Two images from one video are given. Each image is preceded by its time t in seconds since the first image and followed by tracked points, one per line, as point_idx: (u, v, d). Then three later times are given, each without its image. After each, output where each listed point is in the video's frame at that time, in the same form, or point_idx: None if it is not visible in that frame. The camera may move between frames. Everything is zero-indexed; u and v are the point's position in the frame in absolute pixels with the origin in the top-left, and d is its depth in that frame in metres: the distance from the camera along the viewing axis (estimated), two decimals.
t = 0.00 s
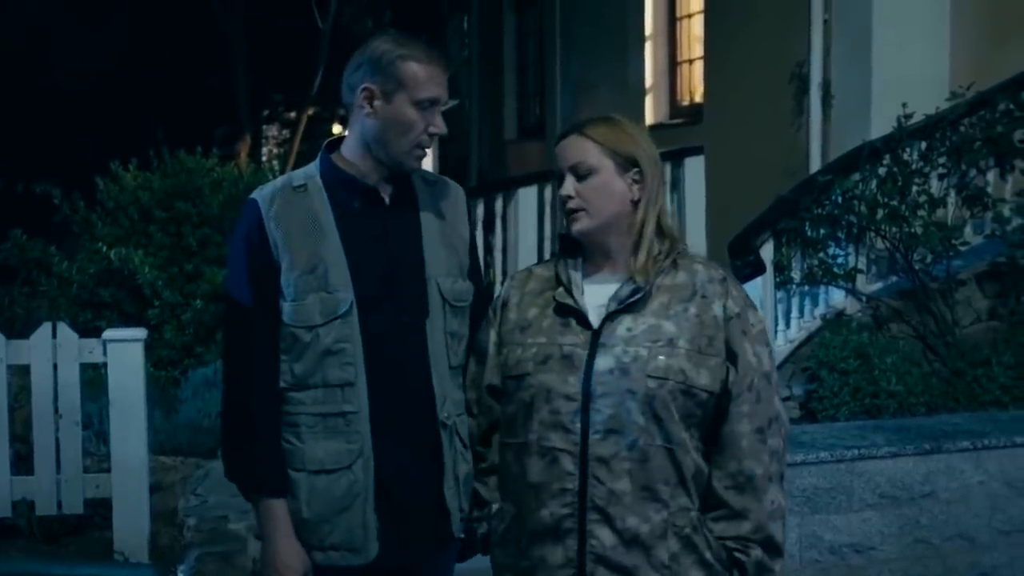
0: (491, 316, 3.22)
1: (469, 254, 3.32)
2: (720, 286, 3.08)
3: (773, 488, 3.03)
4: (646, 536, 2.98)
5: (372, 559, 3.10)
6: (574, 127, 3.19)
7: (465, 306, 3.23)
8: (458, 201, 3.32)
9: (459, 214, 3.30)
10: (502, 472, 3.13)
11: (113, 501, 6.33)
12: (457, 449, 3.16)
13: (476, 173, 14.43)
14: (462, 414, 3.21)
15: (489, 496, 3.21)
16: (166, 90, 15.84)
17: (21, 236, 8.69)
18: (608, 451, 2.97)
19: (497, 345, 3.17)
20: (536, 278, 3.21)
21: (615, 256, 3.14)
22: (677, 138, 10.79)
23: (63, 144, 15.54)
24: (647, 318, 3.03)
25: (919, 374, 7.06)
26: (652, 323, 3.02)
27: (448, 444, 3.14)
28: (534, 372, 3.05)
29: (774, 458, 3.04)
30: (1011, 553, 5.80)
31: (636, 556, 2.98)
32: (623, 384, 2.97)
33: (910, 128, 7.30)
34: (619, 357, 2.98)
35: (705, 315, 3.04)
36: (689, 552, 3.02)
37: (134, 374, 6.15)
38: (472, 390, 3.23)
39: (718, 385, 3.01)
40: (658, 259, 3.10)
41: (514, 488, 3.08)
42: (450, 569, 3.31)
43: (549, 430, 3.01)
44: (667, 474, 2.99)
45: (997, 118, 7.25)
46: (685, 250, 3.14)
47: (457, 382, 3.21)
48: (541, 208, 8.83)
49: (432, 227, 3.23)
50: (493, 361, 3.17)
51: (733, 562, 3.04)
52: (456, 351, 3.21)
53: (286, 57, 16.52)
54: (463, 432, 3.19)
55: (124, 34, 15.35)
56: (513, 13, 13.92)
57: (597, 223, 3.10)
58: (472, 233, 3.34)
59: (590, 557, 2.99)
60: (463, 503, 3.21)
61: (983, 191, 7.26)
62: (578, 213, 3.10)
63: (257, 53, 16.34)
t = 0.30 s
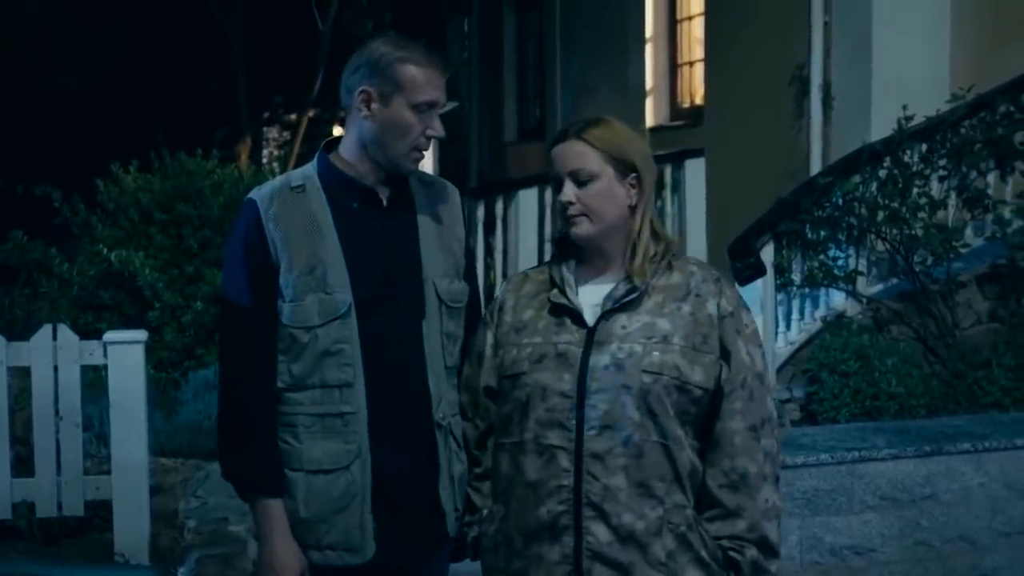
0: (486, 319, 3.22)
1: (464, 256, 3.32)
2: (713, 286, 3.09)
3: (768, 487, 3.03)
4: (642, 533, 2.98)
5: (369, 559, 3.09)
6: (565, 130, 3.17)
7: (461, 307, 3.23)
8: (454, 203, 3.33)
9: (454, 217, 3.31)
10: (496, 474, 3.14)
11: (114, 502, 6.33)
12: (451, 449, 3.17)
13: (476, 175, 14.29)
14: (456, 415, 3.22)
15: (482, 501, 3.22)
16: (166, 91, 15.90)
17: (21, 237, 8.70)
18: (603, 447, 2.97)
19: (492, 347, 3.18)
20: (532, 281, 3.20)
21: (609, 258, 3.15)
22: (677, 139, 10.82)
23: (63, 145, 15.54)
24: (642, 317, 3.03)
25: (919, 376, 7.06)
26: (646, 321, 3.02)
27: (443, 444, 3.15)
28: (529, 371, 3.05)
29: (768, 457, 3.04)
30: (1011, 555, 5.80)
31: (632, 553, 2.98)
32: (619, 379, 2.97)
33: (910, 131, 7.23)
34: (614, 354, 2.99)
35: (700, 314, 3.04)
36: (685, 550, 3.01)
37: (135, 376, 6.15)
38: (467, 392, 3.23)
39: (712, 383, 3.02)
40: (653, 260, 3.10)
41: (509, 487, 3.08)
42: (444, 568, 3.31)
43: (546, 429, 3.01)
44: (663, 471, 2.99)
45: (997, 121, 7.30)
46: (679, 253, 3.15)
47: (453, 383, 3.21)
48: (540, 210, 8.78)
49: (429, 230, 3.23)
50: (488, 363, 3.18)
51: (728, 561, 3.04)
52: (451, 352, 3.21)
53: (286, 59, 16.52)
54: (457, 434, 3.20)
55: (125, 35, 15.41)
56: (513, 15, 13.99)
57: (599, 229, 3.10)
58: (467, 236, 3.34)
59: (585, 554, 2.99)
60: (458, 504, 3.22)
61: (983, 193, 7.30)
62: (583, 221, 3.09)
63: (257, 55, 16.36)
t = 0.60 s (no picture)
0: (479, 322, 3.22)
1: (466, 255, 3.33)
2: (708, 287, 3.10)
3: (763, 487, 3.04)
4: (640, 536, 2.98)
5: (366, 558, 3.08)
6: (565, 128, 3.20)
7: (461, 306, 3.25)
8: (454, 203, 3.33)
9: (454, 216, 3.31)
10: (491, 478, 3.13)
11: (114, 503, 6.33)
12: (447, 449, 3.17)
13: (477, 176, 14.45)
14: (454, 416, 3.21)
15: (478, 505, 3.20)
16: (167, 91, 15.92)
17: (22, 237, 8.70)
18: (602, 451, 2.97)
19: (485, 351, 3.17)
20: (523, 283, 3.21)
21: (600, 260, 3.16)
22: (677, 141, 10.82)
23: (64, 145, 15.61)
24: (637, 320, 3.03)
25: (919, 377, 7.06)
26: (642, 324, 3.02)
27: (438, 444, 3.14)
28: (525, 376, 3.04)
29: (762, 458, 3.04)
30: (1011, 555, 5.80)
31: (632, 556, 2.98)
32: (616, 383, 2.98)
33: (910, 132, 7.21)
34: (611, 358, 2.99)
35: (694, 316, 3.05)
36: (684, 552, 3.01)
37: (135, 375, 6.15)
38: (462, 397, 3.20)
39: (707, 384, 3.03)
40: (645, 262, 3.11)
41: (506, 491, 3.08)
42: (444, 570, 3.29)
43: (543, 434, 3.00)
44: (660, 473, 2.99)
45: (998, 121, 7.34)
46: (672, 255, 3.15)
47: (450, 382, 3.21)
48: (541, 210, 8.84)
49: (428, 230, 3.23)
50: (482, 368, 3.16)
51: (726, 562, 3.04)
52: (450, 352, 3.21)
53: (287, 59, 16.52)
54: (455, 434, 3.19)
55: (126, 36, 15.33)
56: (513, 15, 13.99)
57: (584, 223, 3.10)
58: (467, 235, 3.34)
59: (585, 558, 2.99)
60: (455, 504, 3.20)
61: (984, 194, 7.30)
62: (567, 211, 3.10)
63: (258, 56, 16.37)
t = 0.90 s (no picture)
0: (480, 323, 3.22)
1: (469, 255, 3.32)
2: (705, 289, 3.09)
3: (760, 491, 3.03)
4: (632, 538, 2.98)
5: (365, 556, 3.08)
6: (570, 127, 3.20)
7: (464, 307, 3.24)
8: (458, 204, 3.32)
9: (457, 217, 3.30)
10: (487, 477, 3.15)
11: (114, 503, 6.33)
12: (446, 450, 3.16)
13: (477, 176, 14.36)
14: (454, 416, 3.20)
15: (473, 507, 3.20)
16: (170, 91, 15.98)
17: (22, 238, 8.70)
18: (593, 452, 2.97)
19: (485, 350, 3.18)
20: (522, 284, 3.21)
21: (598, 262, 3.16)
22: (677, 141, 10.83)
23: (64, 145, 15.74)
24: (634, 321, 3.03)
25: (919, 377, 7.05)
26: (638, 325, 3.02)
27: (438, 444, 3.14)
28: (521, 376, 3.05)
29: (759, 461, 3.03)
30: (1011, 555, 5.80)
31: (622, 558, 2.98)
32: (610, 385, 2.98)
33: (912, 132, 7.19)
34: (605, 358, 2.99)
35: (691, 317, 3.04)
36: (676, 556, 3.01)
37: (135, 376, 6.15)
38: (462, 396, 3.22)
39: (703, 387, 3.02)
40: (645, 263, 3.11)
41: (499, 493, 3.08)
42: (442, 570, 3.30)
43: (537, 434, 3.01)
44: (653, 476, 2.99)
45: (1000, 121, 7.34)
46: (672, 257, 3.15)
47: (451, 382, 3.20)
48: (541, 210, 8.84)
49: (431, 229, 3.22)
50: (482, 368, 3.18)
51: (720, 566, 3.03)
52: (450, 353, 3.20)
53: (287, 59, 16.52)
54: (455, 435, 3.19)
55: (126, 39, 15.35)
56: (513, 15, 13.99)
57: (585, 223, 3.11)
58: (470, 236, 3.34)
59: (575, 559, 2.99)
60: (453, 505, 3.20)
61: (984, 194, 7.30)
62: (568, 210, 3.10)
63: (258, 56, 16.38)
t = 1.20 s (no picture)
0: (479, 325, 3.22)
1: (474, 257, 3.31)
2: (705, 291, 3.09)
3: (760, 493, 3.04)
4: (634, 541, 2.98)
5: (366, 557, 3.08)
6: (573, 125, 3.21)
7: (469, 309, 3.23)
8: (464, 204, 3.31)
9: (463, 218, 3.29)
10: (487, 481, 3.15)
11: (114, 503, 6.34)
12: (450, 453, 3.17)
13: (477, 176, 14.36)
14: (456, 419, 3.20)
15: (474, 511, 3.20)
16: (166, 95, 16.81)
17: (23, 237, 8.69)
18: (595, 456, 2.97)
19: (484, 354, 3.18)
20: (522, 285, 3.21)
21: (598, 262, 3.16)
22: (677, 141, 10.82)
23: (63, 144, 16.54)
24: (634, 324, 3.03)
25: (919, 377, 7.05)
26: (638, 328, 3.02)
27: (442, 447, 3.14)
28: (521, 379, 3.05)
29: (759, 462, 3.04)
30: (1012, 555, 5.80)
31: (624, 561, 2.98)
32: (611, 389, 2.97)
33: (912, 132, 7.18)
34: (606, 362, 2.99)
35: (692, 319, 3.04)
36: (678, 558, 3.01)
37: (136, 376, 6.15)
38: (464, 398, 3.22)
39: (704, 390, 3.02)
40: (645, 265, 3.11)
41: (500, 497, 3.08)
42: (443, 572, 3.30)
43: (538, 438, 3.01)
44: (654, 480, 2.99)
45: (1000, 121, 7.34)
46: (672, 258, 3.15)
47: (454, 385, 3.20)
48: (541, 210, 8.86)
49: (436, 230, 3.22)
50: (481, 371, 3.18)
51: (720, 568, 3.03)
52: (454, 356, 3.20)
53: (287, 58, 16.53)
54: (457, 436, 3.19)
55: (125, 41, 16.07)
56: (514, 15, 13.98)
57: (587, 220, 3.11)
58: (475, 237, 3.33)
59: (577, 562, 2.99)
60: (456, 507, 3.20)
61: (985, 194, 7.29)
62: (569, 206, 3.10)
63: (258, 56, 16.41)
